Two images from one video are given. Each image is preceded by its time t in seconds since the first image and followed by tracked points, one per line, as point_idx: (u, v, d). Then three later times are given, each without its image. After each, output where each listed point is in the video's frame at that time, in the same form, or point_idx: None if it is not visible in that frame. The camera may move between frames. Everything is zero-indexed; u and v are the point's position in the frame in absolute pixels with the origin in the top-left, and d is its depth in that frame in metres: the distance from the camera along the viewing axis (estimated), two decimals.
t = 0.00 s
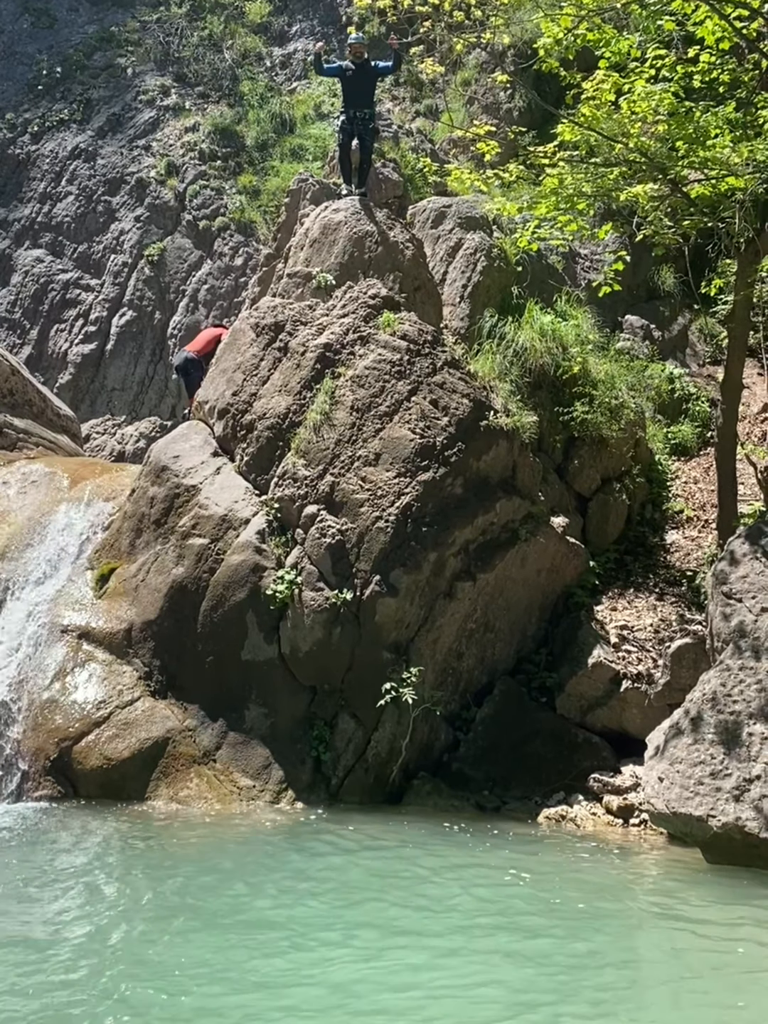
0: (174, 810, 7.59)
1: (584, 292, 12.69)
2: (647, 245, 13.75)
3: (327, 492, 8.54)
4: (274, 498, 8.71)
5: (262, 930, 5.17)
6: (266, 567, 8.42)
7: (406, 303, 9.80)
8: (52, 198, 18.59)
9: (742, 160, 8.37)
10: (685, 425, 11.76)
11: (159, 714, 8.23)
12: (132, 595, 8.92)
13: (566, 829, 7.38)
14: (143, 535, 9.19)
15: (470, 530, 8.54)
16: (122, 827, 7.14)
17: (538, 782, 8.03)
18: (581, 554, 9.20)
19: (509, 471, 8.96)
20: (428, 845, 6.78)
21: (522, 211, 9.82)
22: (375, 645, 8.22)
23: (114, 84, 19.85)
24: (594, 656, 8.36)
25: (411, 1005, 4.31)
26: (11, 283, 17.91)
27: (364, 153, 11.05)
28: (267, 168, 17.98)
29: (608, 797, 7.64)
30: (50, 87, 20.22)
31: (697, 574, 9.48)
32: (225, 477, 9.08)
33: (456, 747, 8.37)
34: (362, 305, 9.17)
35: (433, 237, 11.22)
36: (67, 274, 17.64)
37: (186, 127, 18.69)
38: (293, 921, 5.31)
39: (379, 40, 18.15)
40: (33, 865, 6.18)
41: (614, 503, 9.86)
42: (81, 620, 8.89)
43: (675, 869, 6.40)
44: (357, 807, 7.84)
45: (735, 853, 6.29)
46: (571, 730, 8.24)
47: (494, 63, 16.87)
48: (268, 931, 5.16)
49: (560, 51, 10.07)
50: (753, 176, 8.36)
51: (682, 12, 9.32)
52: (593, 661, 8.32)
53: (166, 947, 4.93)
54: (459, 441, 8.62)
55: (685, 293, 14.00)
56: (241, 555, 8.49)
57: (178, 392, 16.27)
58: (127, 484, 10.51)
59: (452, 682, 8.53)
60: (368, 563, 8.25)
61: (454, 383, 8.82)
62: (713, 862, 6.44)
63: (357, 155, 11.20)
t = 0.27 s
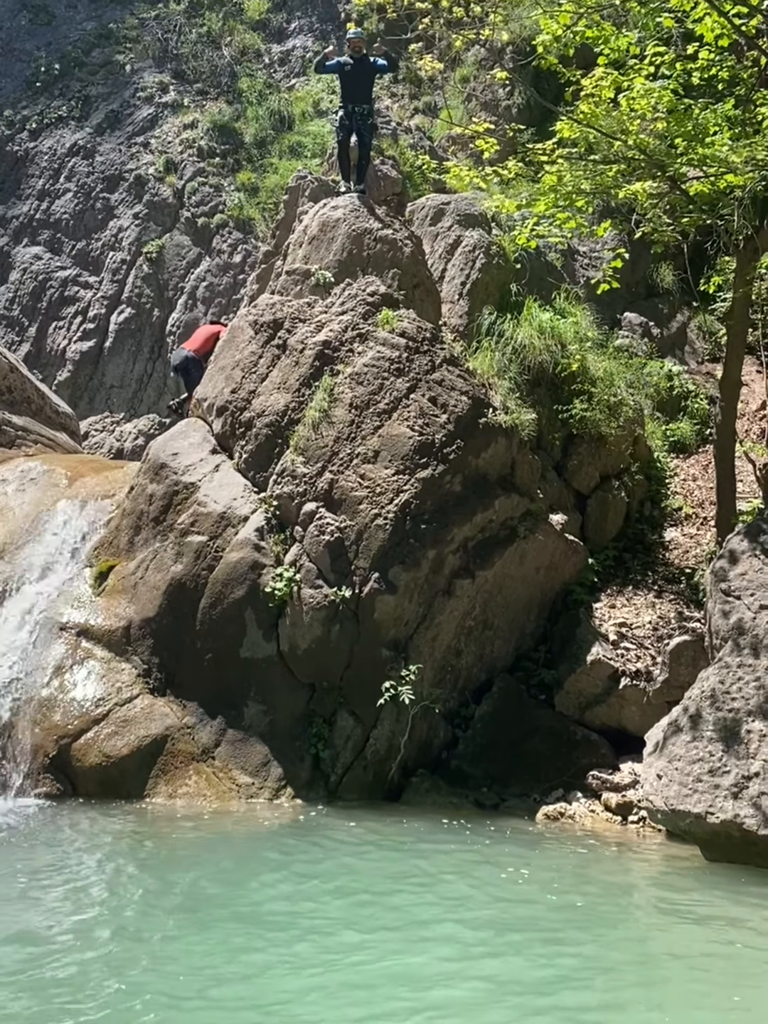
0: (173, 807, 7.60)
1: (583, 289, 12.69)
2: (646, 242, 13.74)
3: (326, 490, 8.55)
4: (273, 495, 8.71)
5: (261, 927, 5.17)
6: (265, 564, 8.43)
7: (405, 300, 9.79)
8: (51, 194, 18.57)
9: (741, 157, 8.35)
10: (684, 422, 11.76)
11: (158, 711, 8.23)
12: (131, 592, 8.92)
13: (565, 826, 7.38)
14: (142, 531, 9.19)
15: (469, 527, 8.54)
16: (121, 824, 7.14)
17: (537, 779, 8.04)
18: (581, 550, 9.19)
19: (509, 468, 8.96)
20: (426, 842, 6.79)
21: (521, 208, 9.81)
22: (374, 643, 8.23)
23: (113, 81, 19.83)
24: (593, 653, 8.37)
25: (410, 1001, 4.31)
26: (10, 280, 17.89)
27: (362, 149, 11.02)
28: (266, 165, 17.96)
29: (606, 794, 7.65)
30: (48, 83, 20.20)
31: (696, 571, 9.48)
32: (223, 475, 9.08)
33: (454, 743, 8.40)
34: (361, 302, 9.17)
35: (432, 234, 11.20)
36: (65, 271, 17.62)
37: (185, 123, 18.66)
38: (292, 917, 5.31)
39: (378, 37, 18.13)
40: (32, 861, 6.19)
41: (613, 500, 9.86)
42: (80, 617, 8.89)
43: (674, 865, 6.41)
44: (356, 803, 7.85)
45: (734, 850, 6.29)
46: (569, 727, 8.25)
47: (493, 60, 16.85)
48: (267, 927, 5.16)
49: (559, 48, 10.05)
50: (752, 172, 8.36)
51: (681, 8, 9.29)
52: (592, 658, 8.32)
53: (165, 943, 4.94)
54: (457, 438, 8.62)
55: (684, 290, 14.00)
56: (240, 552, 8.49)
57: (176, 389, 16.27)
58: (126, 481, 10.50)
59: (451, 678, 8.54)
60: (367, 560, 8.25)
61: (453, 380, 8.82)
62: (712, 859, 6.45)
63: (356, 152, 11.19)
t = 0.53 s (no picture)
0: (172, 805, 7.60)
1: (582, 287, 12.68)
2: (645, 240, 13.74)
3: (325, 488, 8.55)
4: (271, 493, 8.71)
5: (260, 925, 5.17)
6: (263, 562, 8.42)
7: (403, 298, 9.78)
8: (50, 192, 18.56)
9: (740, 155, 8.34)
10: (682, 420, 11.76)
11: (157, 709, 8.23)
12: (129, 590, 8.91)
13: (564, 824, 7.39)
14: (141, 529, 9.18)
15: (468, 525, 8.54)
16: (120, 822, 7.14)
17: (536, 777, 8.04)
18: (579, 549, 9.20)
19: (507, 466, 8.96)
20: (425, 840, 6.79)
21: (519, 206, 9.81)
22: (373, 641, 8.23)
23: (111, 78, 19.80)
24: (592, 651, 8.37)
25: (409, 999, 4.31)
26: (9, 278, 17.88)
27: (361, 147, 11.01)
28: (265, 163, 17.95)
29: (605, 792, 7.65)
30: (46, 81, 20.18)
31: (695, 569, 9.48)
32: (222, 473, 9.07)
33: (453, 741, 8.42)
34: (359, 300, 9.16)
35: (430, 232, 11.19)
36: (64, 269, 17.61)
37: (184, 121, 18.64)
38: (290, 915, 5.31)
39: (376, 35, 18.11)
40: (31, 859, 6.19)
41: (612, 498, 9.86)
42: (79, 615, 8.89)
43: (673, 863, 6.41)
44: (355, 801, 7.85)
45: (733, 848, 6.30)
46: (568, 725, 8.25)
47: (491, 57, 16.83)
48: (266, 926, 5.16)
49: (558, 45, 10.04)
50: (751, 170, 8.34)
51: (680, 6, 9.28)
52: (590, 656, 8.33)
53: (165, 941, 4.93)
54: (456, 436, 8.62)
55: (683, 288, 13.99)
56: (238, 550, 8.48)
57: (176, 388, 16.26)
58: (125, 479, 10.50)
59: (450, 676, 8.54)
60: (366, 558, 8.25)
61: (451, 378, 8.81)
62: (711, 857, 6.45)
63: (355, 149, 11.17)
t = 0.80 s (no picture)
0: (172, 803, 7.60)
1: (581, 285, 12.68)
2: (644, 238, 13.74)
3: (324, 486, 8.55)
4: (270, 492, 8.71)
5: (260, 923, 5.18)
6: (262, 561, 8.42)
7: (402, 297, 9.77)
8: (49, 190, 18.54)
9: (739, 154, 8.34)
10: (681, 419, 11.76)
11: (156, 707, 8.23)
12: (129, 588, 8.91)
13: (563, 822, 7.39)
14: (140, 528, 9.18)
15: (467, 523, 8.54)
16: (119, 821, 7.14)
17: (535, 775, 8.04)
18: (578, 547, 9.21)
19: (506, 464, 8.96)
20: (424, 838, 6.79)
21: (519, 204, 9.80)
22: (372, 639, 8.23)
23: (110, 76, 19.78)
24: (591, 649, 8.38)
25: (409, 997, 4.31)
26: (7, 276, 17.87)
27: (360, 145, 11.01)
28: (264, 161, 17.94)
29: (604, 790, 7.66)
30: (45, 79, 20.17)
31: (694, 567, 9.49)
32: (221, 471, 9.07)
33: (452, 740, 8.43)
34: (359, 298, 9.16)
35: (430, 230, 11.18)
36: (63, 267, 17.60)
37: (183, 119, 18.63)
38: (290, 913, 5.32)
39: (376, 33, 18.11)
40: (31, 858, 6.19)
41: (611, 496, 9.86)
42: (78, 614, 8.88)
43: (672, 861, 6.42)
44: (354, 800, 7.86)
45: (732, 846, 6.31)
46: (567, 723, 8.25)
47: (490, 55, 16.83)
48: (265, 924, 5.16)
49: (557, 43, 10.03)
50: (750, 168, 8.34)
51: (679, 4, 9.27)
52: (589, 655, 8.33)
53: (165, 940, 4.93)
54: (455, 434, 8.62)
55: (682, 286, 13.99)
56: (238, 548, 8.49)
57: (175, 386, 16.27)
58: (124, 478, 10.49)
59: (449, 674, 8.55)
60: (365, 556, 8.26)
61: (450, 376, 8.81)
62: (710, 855, 6.45)
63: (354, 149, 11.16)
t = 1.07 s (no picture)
0: (171, 802, 7.60)
1: (580, 284, 12.68)
2: (643, 236, 13.74)
3: (323, 485, 8.55)
4: (270, 490, 8.70)
5: (259, 921, 5.17)
6: (262, 559, 8.42)
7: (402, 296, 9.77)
8: (48, 189, 18.54)
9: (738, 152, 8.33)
10: (681, 417, 11.76)
11: (155, 705, 8.23)
12: (128, 587, 8.91)
13: (562, 820, 7.40)
14: (140, 526, 9.18)
15: (466, 521, 8.55)
16: (119, 819, 7.14)
17: (534, 773, 8.05)
18: (577, 545, 9.21)
19: (505, 463, 8.97)
20: (424, 836, 6.79)
21: (518, 202, 9.80)
22: (371, 637, 8.24)
23: (109, 74, 19.77)
24: (591, 648, 8.38)
25: (408, 996, 4.31)
26: (6, 275, 17.87)
27: (359, 144, 11.05)
28: (263, 160, 17.92)
29: (604, 788, 7.67)
30: (44, 77, 20.15)
31: (693, 566, 9.49)
32: (220, 469, 9.07)
33: (451, 738, 8.44)
34: (358, 296, 9.16)
35: (429, 229, 11.17)
36: (62, 265, 17.59)
37: (182, 118, 18.62)
38: (290, 911, 5.32)
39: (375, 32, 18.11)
40: (30, 856, 6.19)
41: (610, 494, 9.86)
42: (78, 612, 8.88)
43: (671, 859, 6.42)
44: (353, 798, 7.86)
45: (731, 844, 6.31)
46: (566, 722, 8.26)
47: (489, 54, 16.82)
48: (264, 922, 5.16)
49: (557, 41, 10.02)
50: (749, 166, 8.34)
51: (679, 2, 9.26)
52: (589, 653, 8.34)
53: (164, 938, 4.93)
54: (455, 432, 8.61)
55: (681, 285, 13.98)
56: (237, 547, 8.48)
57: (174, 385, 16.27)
58: (123, 476, 10.48)
59: (448, 673, 8.55)
60: (364, 555, 8.26)
61: (450, 375, 8.81)
62: (709, 853, 6.46)
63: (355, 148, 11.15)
